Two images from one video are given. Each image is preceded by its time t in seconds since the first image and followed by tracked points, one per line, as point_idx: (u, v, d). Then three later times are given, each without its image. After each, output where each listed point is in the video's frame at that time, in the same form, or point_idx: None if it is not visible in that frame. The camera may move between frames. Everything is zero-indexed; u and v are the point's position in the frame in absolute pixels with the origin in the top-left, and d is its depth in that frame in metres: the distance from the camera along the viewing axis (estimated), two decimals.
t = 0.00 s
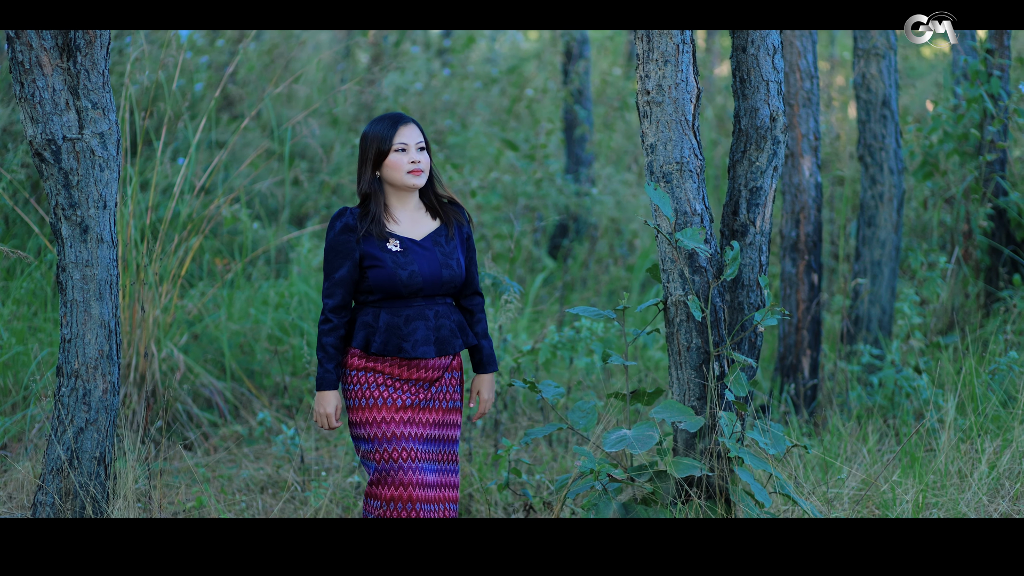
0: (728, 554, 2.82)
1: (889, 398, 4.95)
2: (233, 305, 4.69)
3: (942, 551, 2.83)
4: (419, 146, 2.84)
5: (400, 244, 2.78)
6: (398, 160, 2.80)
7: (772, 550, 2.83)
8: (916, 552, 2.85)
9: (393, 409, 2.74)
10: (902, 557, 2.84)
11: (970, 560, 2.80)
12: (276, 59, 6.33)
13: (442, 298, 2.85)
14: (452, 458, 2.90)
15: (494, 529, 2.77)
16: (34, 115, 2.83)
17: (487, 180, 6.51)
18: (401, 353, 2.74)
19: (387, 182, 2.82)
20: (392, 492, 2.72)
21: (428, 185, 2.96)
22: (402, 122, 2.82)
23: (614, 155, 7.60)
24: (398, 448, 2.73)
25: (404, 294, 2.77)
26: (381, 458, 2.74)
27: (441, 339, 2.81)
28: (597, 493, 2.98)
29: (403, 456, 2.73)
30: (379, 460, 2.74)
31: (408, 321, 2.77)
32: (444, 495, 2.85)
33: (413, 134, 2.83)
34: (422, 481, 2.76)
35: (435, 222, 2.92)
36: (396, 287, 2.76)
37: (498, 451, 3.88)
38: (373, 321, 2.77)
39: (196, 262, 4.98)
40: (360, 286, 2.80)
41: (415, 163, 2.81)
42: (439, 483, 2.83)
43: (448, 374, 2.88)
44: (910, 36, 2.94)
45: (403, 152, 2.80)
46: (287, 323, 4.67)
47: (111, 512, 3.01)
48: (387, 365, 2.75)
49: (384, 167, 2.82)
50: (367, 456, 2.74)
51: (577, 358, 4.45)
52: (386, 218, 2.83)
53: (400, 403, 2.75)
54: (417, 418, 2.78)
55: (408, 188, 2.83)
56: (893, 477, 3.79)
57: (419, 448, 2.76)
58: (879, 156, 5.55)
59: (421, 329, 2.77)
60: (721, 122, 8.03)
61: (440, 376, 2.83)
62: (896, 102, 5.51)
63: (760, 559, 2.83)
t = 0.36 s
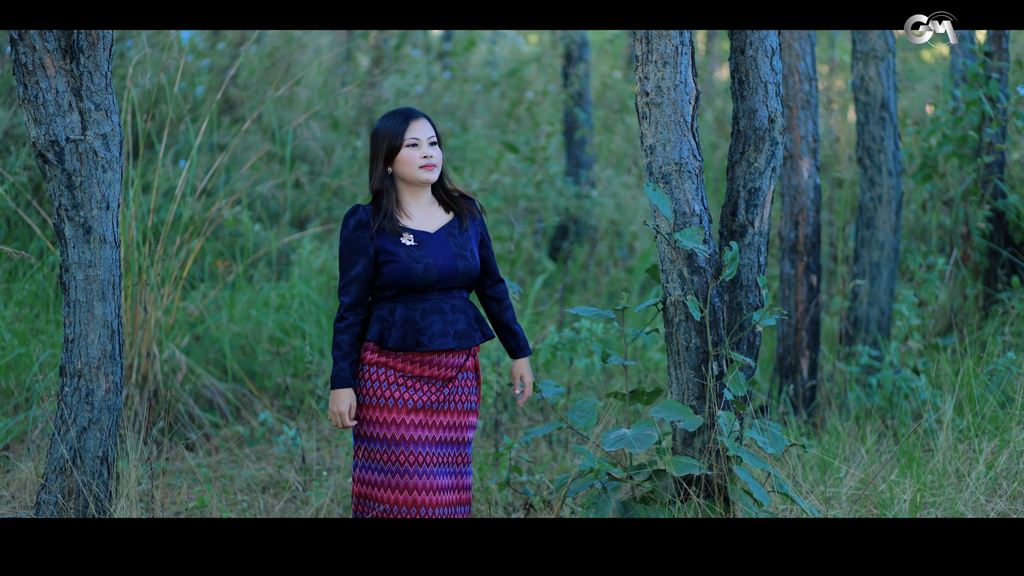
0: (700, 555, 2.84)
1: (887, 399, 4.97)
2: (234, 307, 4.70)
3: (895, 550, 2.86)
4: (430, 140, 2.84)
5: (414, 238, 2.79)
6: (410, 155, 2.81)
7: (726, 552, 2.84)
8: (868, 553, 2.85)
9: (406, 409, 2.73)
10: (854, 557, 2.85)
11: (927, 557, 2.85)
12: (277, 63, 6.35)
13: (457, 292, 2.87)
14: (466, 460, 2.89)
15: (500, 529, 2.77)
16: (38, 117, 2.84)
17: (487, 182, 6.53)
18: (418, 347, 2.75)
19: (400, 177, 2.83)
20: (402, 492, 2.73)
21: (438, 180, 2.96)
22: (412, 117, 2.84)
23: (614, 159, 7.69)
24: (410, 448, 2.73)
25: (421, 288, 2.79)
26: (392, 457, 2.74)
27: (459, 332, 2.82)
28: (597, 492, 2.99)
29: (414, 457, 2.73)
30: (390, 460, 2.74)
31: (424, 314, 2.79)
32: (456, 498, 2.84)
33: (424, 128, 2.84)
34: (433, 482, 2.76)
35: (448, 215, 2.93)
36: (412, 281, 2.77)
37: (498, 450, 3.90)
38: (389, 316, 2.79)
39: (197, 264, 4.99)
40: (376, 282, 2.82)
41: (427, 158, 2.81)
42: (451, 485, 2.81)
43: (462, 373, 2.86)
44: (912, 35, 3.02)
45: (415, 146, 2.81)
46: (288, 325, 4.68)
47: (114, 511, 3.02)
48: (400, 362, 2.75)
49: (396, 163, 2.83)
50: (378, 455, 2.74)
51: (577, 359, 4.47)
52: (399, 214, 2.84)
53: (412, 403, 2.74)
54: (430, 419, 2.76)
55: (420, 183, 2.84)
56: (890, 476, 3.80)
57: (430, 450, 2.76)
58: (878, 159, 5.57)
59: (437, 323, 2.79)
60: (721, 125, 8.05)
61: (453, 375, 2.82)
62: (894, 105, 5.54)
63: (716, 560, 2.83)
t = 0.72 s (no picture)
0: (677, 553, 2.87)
1: (886, 400, 4.98)
2: (234, 308, 4.71)
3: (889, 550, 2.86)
4: (440, 138, 2.82)
5: (427, 235, 2.77)
6: (420, 152, 2.79)
7: (718, 552, 2.86)
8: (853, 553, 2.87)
9: (415, 406, 2.70)
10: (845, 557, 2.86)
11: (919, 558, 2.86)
12: (277, 65, 6.36)
13: (468, 289, 2.85)
14: (489, 453, 2.81)
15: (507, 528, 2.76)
16: (40, 117, 2.85)
17: (487, 184, 6.55)
18: (430, 343, 2.72)
19: (410, 175, 2.80)
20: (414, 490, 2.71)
21: (447, 177, 2.94)
22: (423, 114, 2.80)
23: (614, 160, 7.70)
24: (420, 446, 2.70)
25: (434, 284, 2.76)
26: (403, 456, 2.71)
27: (472, 329, 2.80)
28: (595, 491, 3.00)
29: (425, 454, 2.70)
30: (401, 459, 2.71)
31: (436, 311, 2.76)
32: (479, 493, 2.76)
33: (435, 126, 2.81)
34: (448, 480, 2.72)
35: (458, 212, 2.91)
36: (426, 277, 2.74)
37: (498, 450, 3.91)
38: (401, 312, 2.75)
39: (198, 265, 5.01)
40: (388, 278, 2.77)
41: (437, 156, 2.79)
42: (472, 481, 2.74)
43: (472, 368, 2.81)
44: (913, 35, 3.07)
45: (425, 144, 2.79)
46: (289, 326, 4.70)
47: (115, 510, 3.03)
48: (409, 359, 2.73)
49: (406, 161, 2.80)
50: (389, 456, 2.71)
51: (576, 359, 4.49)
52: (410, 211, 2.82)
53: (421, 401, 2.71)
54: (441, 416, 2.71)
55: (430, 181, 2.82)
56: (888, 476, 3.82)
57: (443, 446, 2.71)
58: (876, 160, 5.58)
59: (450, 319, 2.76)
60: (720, 127, 8.07)
61: (464, 370, 2.77)
62: (893, 106, 5.56)
63: (701, 559, 2.86)
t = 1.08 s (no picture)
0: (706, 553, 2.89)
1: (884, 399, 5.00)
2: (235, 309, 4.72)
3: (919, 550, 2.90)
4: (451, 136, 2.79)
5: (439, 232, 2.74)
6: (431, 151, 2.76)
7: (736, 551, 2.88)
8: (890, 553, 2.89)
9: (425, 405, 2.68)
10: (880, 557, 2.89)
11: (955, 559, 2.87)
12: (276, 67, 6.37)
13: (478, 286, 2.82)
14: (508, 441, 2.75)
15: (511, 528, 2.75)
16: (43, 118, 2.86)
17: (486, 185, 6.56)
18: (440, 342, 2.69)
19: (421, 173, 2.78)
20: (435, 487, 2.69)
21: (457, 174, 2.91)
22: (434, 112, 2.77)
23: (613, 162, 7.71)
24: (435, 443, 2.67)
25: (445, 282, 2.73)
26: (420, 456, 2.69)
27: (478, 328, 2.77)
28: (596, 489, 3.01)
29: (441, 451, 2.67)
30: (417, 459, 2.70)
31: (446, 309, 2.73)
32: (507, 480, 2.70)
33: (446, 124, 2.77)
34: (468, 472, 2.67)
35: (468, 210, 2.88)
36: (437, 274, 2.72)
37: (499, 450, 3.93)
38: (411, 311, 2.73)
39: (198, 266, 5.02)
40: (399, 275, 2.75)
41: (448, 154, 2.76)
42: (495, 470, 2.69)
43: (482, 362, 2.77)
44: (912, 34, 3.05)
45: (436, 142, 2.76)
46: (290, 327, 4.71)
47: (118, 508, 3.04)
48: (419, 358, 2.70)
49: (417, 158, 2.78)
50: (405, 458, 2.69)
51: (576, 359, 4.50)
52: (422, 207, 2.80)
53: (431, 399, 2.68)
54: (453, 411, 2.68)
55: (441, 179, 2.79)
56: (887, 475, 3.83)
57: (458, 441, 2.67)
58: (875, 161, 5.60)
59: (460, 317, 2.73)
60: (719, 129, 8.08)
61: (473, 365, 2.73)
62: (891, 107, 5.57)
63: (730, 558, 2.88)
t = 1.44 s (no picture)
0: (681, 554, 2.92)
1: (882, 399, 5.03)
2: (235, 309, 4.73)
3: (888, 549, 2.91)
4: (464, 137, 2.79)
5: (451, 234, 2.75)
6: (444, 152, 2.76)
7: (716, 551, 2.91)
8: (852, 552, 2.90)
9: (435, 408, 2.67)
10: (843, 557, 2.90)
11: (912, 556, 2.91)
12: (275, 69, 6.37)
13: (487, 289, 2.82)
14: (520, 443, 2.73)
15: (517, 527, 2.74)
16: (47, 119, 2.88)
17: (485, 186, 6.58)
18: (451, 344, 2.69)
19: (433, 173, 2.78)
20: (448, 490, 2.68)
21: (470, 176, 2.91)
22: (448, 112, 2.78)
23: (611, 163, 7.73)
24: (446, 446, 2.66)
25: (455, 284, 2.73)
26: (431, 459, 2.68)
27: (489, 330, 2.77)
28: (595, 487, 3.05)
29: (453, 454, 2.66)
30: (429, 462, 2.69)
31: (457, 311, 2.73)
32: (518, 483, 2.69)
33: (459, 125, 2.78)
34: (479, 475, 2.66)
35: (479, 212, 2.87)
36: (448, 277, 2.71)
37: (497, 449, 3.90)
38: (423, 313, 2.73)
39: (198, 267, 5.03)
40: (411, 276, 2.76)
41: (460, 155, 2.77)
42: (507, 473, 2.67)
43: (494, 363, 2.76)
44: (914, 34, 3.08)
45: (448, 143, 2.76)
46: (290, 327, 4.72)
47: (120, 507, 3.06)
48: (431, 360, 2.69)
49: (429, 159, 2.78)
50: (416, 461, 2.68)
51: (576, 359, 4.51)
52: (434, 208, 2.80)
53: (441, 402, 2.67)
54: (463, 414, 2.67)
55: (453, 180, 2.80)
56: (884, 473, 3.85)
57: (470, 444, 2.66)
58: (872, 162, 5.62)
59: (470, 319, 2.74)
60: (717, 130, 8.10)
61: (484, 366, 2.72)
62: (888, 109, 5.59)
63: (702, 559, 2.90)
